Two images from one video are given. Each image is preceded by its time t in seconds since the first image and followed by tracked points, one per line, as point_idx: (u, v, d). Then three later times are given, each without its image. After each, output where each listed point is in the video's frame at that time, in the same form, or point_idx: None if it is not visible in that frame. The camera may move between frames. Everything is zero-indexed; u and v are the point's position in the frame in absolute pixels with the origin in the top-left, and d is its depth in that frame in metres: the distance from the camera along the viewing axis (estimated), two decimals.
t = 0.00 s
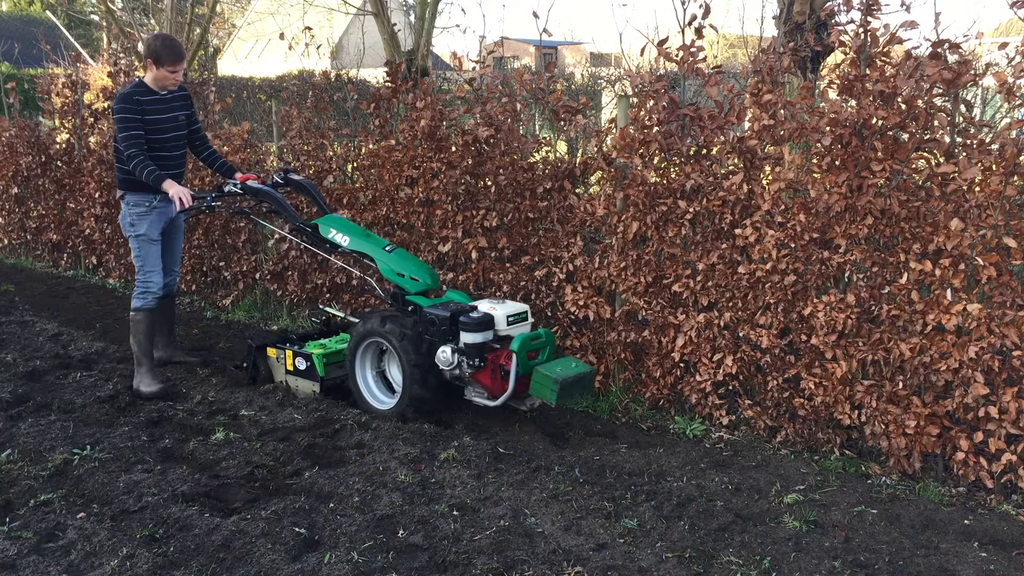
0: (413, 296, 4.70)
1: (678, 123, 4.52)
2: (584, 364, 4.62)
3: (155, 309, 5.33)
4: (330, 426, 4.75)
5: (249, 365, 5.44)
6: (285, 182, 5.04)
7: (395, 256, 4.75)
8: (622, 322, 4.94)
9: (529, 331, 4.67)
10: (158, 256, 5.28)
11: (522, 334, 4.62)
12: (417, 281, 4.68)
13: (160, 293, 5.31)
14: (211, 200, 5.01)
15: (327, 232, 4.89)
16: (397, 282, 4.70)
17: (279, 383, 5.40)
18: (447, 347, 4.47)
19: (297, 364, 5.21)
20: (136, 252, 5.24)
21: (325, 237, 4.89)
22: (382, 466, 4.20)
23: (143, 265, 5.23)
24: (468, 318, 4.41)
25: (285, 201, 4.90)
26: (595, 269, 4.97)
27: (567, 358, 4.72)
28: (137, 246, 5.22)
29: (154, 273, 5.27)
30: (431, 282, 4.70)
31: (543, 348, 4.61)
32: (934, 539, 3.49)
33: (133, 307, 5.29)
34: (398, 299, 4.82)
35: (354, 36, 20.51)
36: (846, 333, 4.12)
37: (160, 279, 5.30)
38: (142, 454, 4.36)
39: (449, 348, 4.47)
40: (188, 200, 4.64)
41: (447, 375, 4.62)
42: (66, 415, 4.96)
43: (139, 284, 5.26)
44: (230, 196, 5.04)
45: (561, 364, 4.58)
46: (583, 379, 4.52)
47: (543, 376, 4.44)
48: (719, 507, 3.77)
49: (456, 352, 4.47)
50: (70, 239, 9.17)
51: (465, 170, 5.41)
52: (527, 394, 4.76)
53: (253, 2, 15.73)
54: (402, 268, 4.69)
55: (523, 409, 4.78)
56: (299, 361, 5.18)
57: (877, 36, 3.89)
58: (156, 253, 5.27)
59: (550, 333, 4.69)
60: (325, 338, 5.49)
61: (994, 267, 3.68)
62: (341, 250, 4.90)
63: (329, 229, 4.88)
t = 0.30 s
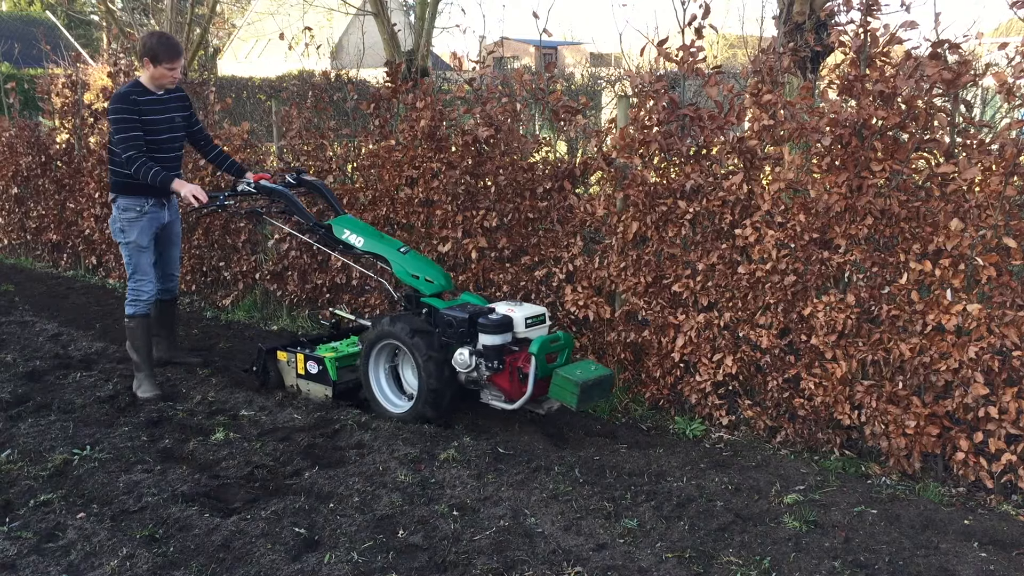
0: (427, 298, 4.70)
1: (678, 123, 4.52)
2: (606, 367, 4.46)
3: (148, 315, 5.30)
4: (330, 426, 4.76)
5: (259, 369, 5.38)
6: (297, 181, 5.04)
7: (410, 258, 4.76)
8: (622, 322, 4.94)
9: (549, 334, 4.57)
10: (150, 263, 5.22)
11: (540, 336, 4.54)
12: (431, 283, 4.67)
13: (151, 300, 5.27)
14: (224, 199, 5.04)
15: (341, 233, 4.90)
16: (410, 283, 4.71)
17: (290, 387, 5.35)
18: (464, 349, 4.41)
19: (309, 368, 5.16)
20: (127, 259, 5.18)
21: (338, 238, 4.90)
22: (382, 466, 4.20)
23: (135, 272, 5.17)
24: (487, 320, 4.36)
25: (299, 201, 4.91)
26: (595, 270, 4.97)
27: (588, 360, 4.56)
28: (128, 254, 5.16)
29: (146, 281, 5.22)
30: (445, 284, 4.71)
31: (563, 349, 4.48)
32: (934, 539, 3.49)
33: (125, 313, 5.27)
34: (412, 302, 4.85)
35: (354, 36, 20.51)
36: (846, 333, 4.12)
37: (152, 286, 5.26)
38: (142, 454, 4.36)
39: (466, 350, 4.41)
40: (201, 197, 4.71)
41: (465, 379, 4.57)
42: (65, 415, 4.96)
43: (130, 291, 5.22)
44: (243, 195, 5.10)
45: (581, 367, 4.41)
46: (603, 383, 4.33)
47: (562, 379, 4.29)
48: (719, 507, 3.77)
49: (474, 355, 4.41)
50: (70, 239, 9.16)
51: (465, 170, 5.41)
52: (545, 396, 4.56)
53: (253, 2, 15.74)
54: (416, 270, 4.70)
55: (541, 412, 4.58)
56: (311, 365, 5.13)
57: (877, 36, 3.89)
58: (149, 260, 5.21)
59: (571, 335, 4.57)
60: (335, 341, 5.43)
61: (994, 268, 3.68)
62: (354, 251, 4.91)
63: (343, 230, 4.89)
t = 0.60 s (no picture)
0: (445, 301, 4.66)
1: (678, 123, 4.52)
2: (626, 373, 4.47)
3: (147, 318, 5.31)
4: (330, 426, 4.76)
5: (270, 371, 5.29)
6: (309, 181, 5.01)
7: (426, 260, 4.73)
8: (622, 322, 4.94)
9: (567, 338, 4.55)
10: (148, 266, 5.21)
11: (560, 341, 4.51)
12: (448, 285, 4.63)
13: (150, 304, 5.28)
14: (236, 199, 4.99)
15: (355, 234, 4.87)
16: (426, 285, 4.67)
17: (301, 390, 5.26)
18: (484, 352, 4.37)
19: (322, 371, 5.07)
20: (125, 262, 5.17)
21: (353, 239, 4.87)
22: (383, 466, 4.21)
23: (133, 275, 5.17)
24: (508, 324, 4.32)
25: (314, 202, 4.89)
26: (595, 270, 4.97)
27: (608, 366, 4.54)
28: (126, 257, 5.15)
29: (144, 284, 5.22)
30: (462, 287, 4.66)
31: (584, 355, 4.46)
32: (934, 539, 3.49)
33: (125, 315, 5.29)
34: (428, 304, 4.80)
35: (354, 36, 20.51)
36: (846, 333, 4.12)
37: (150, 289, 5.26)
38: (143, 454, 4.36)
39: (487, 354, 4.36)
40: (213, 195, 4.73)
41: (481, 383, 4.50)
42: (65, 415, 4.96)
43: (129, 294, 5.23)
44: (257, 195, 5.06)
45: (602, 373, 4.39)
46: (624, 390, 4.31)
47: (584, 385, 4.27)
48: (719, 507, 3.77)
49: (494, 359, 4.37)
50: (70, 239, 9.16)
51: (465, 170, 5.42)
52: (564, 402, 4.58)
53: (253, 3, 15.74)
54: (433, 272, 4.66)
55: (560, 418, 4.61)
56: (324, 368, 5.04)
57: (877, 36, 3.88)
58: (147, 263, 5.20)
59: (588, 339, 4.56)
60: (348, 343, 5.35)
61: (994, 268, 3.68)
62: (369, 253, 4.87)
63: (358, 231, 4.85)
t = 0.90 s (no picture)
0: (459, 304, 4.55)
1: (678, 123, 4.52)
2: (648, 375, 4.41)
3: (148, 322, 5.29)
4: (330, 426, 4.76)
5: (280, 378, 5.17)
6: (318, 184, 4.91)
7: (439, 262, 4.62)
8: (622, 322, 4.94)
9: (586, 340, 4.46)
10: (149, 271, 5.16)
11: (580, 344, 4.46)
12: (462, 288, 4.53)
13: (150, 308, 5.24)
14: (246, 202, 4.91)
15: (367, 237, 4.78)
16: (440, 288, 4.56)
17: (312, 396, 5.16)
18: (504, 356, 4.30)
19: (334, 377, 4.97)
20: (126, 267, 5.11)
21: (365, 241, 4.78)
22: (382, 466, 4.21)
23: (134, 280, 5.12)
24: (528, 327, 4.25)
25: (326, 205, 4.82)
26: (595, 270, 4.97)
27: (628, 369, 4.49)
28: (128, 263, 5.08)
29: (146, 289, 5.18)
30: (476, 289, 4.55)
31: (605, 358, 4.38)
32: (934, 539, 3.50)
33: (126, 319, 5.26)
34: (443, 306, 4.67)
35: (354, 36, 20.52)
36: (846, 333, 4.12)
37: (151, 294, 5.22)
38: (143, 454, 4.36)
39: (506, 358, 4.29)
40: (225, 197, 4.67)
41: (500, 386, 4.41)
42: (65, 415, 4.96)
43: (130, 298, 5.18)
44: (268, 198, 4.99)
45: (624, 376, 4.33)
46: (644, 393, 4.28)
47: (607, 388, 4.21)
48: (719, 508, 3.77)
49: (513, 363, 4.30)
50: (70, 239, 9.16)
51: (465, 170, 5.43)
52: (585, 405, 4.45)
53: (253, 3, 15.75)
54: (447, 275, 4.56)
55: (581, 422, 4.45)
56: (336, 374, 4.95)
57: (877, 36, 3.88)
58: (149, 268, 5.15)
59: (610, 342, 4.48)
60: (358, 348, 5.25)
61: (994, 268, 3.68)
62: (381, 255, 4.78)
63: (370, 234, 4.77)
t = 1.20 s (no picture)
0: (475, 308, 4.51)
1: (678, 123, 4.52)
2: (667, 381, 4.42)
3: (148, 322, 5.29)
4: (331, 426, 4.77)
5: (293, 381, 5.13)
6: (331, 186, 4.82)
7: (453, 265, 4.57)
8: (622, 322, 4.94)
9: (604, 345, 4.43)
10: (152, 274, 5.12)
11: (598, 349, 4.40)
12: (477, 292, 4.48)
13: (149, 310, 5.22)
14: (257, 204, 4.86)
15: (381, 240, 4.71)
16: (454, 291, 4.51)
17: (324, 399, 5.10)
18: (521, 362, 4.28)
19: (347, 380, 4.91)
20: (130, 268, 5.07)
21: (379, 244, 4.71)
22: (383, 466, 4.21)
23: (137, 282, 5.09)
24: (547, 333, 4.18)
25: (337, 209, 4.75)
26: (595, 270, 4.97)
27: (647, 374, 4.49)
28: (132, 265, 5.05)
29: (147, 291, 5.15)
30: (492, 293, 4.51)
31: (624, 363, 4.39)
32: (934, 539, 3.49)
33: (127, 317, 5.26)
34: (457, 311, 4.62)
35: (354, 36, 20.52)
36: (846, 333, 4.12)
37: (152, 296, 5.20)
38: (142, 454, 4.36)
39: (524, 364, 4.27)
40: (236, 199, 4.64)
41: (518, 391, 4.41)
42: (65, 415, 4.96)
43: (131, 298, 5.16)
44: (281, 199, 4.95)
45: (644, 382, 4.33)
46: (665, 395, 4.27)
47: (627, 394, 4.20)
48: (719, 508, 3.77)
49: (531, 368, 4.27)
50: (70, 239, 9.16)
51: (465, 170, 5.43)
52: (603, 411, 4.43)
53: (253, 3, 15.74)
54: (463, 278, 4.49)
55: (599, 428, 4.43)
56: (349, 377, 4.89)
57: (877, 36, 3.88)
58: (152, 271, 5.11)
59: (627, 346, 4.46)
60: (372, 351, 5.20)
61: (994, 268, 3.67)
62: (395, 258, 4.72)
63: (384, 236, 4.70)
